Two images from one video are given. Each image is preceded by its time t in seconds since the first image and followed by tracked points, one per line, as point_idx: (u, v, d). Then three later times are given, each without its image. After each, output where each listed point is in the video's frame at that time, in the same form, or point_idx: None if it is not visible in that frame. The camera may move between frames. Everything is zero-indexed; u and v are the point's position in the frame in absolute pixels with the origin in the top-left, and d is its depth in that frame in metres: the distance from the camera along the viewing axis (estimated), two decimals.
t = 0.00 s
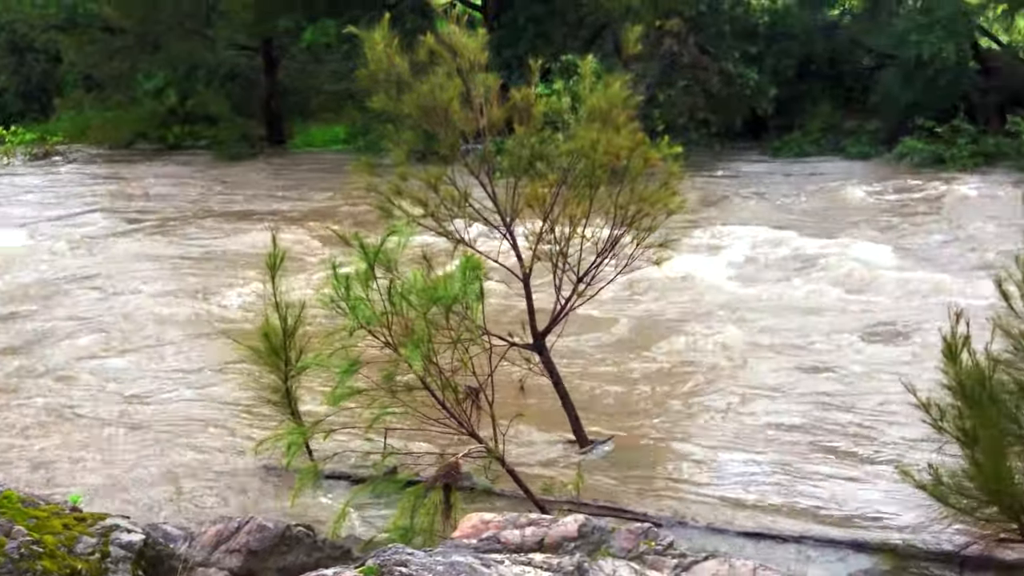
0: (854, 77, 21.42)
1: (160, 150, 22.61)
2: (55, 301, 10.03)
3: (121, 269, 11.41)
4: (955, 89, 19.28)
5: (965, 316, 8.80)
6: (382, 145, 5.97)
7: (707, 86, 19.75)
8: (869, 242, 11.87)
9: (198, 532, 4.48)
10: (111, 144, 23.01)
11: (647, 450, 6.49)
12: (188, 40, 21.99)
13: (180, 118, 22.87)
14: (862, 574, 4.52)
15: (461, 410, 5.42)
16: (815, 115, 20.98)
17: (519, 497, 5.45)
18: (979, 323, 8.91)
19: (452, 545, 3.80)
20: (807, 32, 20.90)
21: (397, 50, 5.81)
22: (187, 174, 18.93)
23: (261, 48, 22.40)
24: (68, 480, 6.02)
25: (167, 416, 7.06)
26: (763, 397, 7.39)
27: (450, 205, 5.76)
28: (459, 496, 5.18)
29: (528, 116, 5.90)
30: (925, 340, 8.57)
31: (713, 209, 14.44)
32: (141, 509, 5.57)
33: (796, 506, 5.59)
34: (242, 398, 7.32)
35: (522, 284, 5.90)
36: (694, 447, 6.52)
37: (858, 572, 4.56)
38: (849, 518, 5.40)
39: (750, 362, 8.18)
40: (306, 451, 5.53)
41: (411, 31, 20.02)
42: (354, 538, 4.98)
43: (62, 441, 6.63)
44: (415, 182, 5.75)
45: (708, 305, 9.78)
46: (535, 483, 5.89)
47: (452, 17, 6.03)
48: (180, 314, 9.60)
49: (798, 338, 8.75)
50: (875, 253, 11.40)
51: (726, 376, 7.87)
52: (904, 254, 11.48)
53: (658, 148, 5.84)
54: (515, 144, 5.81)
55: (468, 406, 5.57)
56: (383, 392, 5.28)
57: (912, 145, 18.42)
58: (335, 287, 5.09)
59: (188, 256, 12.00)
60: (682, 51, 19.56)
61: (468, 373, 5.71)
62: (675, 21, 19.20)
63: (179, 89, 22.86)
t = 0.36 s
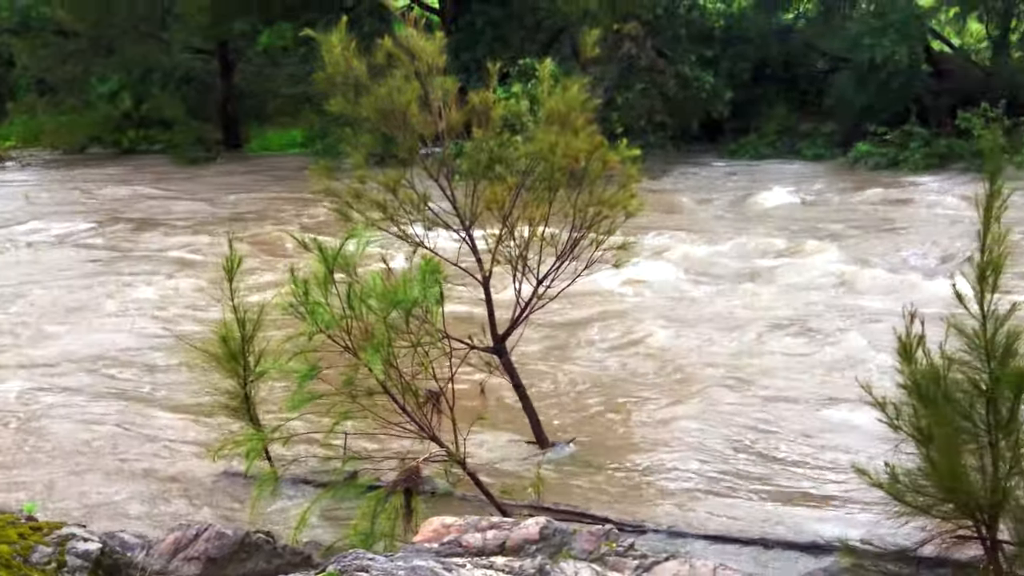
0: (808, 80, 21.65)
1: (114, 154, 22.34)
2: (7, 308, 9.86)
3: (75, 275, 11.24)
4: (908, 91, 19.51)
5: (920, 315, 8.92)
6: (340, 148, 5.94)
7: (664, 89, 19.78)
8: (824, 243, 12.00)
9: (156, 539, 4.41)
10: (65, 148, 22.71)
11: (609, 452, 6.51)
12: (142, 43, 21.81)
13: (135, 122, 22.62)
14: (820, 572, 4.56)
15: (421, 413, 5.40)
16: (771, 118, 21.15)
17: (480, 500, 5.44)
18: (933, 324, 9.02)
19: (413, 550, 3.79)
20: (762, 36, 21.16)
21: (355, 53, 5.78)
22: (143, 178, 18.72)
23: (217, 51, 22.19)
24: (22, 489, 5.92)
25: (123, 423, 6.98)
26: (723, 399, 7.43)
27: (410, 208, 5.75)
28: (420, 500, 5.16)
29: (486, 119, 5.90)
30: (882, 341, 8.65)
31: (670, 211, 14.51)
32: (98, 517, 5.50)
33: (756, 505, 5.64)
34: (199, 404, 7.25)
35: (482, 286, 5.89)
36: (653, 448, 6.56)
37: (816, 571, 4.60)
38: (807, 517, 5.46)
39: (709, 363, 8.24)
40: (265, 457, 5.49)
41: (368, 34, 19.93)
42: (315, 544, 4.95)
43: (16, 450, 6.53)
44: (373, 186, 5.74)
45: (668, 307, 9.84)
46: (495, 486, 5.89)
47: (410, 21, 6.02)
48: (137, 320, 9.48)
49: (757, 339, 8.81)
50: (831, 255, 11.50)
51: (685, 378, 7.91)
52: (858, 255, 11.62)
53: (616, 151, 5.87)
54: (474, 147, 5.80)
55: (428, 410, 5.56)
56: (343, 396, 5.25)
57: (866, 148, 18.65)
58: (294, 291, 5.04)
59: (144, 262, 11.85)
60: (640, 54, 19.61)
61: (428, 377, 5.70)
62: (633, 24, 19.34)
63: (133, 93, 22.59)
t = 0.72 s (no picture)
0: (764, 83, 21.84)
1: (68, 159, 22.05)
2: None
3: (29, 281, 11.08)
4: (862, 94, 19.87)
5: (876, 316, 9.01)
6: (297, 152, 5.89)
7: (622, 93, 19.83)
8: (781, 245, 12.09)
9: (114, 548, 4.35)
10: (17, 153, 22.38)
11: (569, 454, 6.52)
12: (96, 46, 21.47)
13: (89, 126, 22.34)
14: (779, 572, 4.60)
15: (381, 418, 5.37)
16: (728, 121, 21.27)
17: (441, 505, 5.42)
18: (888, 324, 9.12)
19: (374, 556, 3.78)
20: (718, 39, 21.29)
21: (311, 56, 5.74)
22: (97, 183, 18.49)
23: (171, 54, 21.96)
24: None
25: (79, 431, 6.88)
26: (683, 400, 7.46)
27: (368, 212, 5.74)
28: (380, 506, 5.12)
29: (445, 122, 5.89)
30: (838, 341, 8.73)
31: (629, 214, 14.55)
32: (53, 527, 5.41)
33: (717, 506, 5.66)
34: (157, 411, 7.17)
35: (442, 290, 5.86)
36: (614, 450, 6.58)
37: (775, 571, 4.64)
38: (767, 516, 5.49)
39: (667, 365, 8.27)
40: (224, 464, 5.43)
41: (326, 38, 19.83)
42: (274, 552, 4.90)
43: None
44: (331, 190, 5.71)
45: (627, 309, 9.88)
46: (457, 490, 5.87)
47: (367, 24, 5.99)
48: (92, 327, 9.36)
49: (715, 341, 8.86)
50: (788, 255, 11.60)
51: (645, 380, 7.93)
52: (815, 256, 11.73)
53: (575, 153, 5.87)
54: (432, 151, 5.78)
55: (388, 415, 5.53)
56: (302, 402, 5.20)
57: (823, 152, 18.87)
58: (251, 296, 4.99)
59: (100, 267, 11.71)
60: (598, 58, 19.64)
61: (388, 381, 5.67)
62: (591, 28, 19.44)
63: (87, 97, 22.30)
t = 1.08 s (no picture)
0: (720, 87, 22.03)
1: (21, 163, 21.73)
2: None
3: None
4: (817, 97, 19.99)
5: (831, 316, 9.13)
6: (255, 156, 5.85)
7: (580, 96, 19.85)
8: (737, 247, 12.21)
9: (71, 557, 4.33)
10: None
11: (530, 456, 6.54)
12: (49, 50, 21.32)
13: (42, 130, 22.05)
14: (738, 572, 4.64)
15: (341, 423, 5.34)
16: (685, 124, 21.30)
17: (402, 509, 5.41)
18: (843, 324, 9.23)
19: (334, 561, 3.78)
20: (675, 43, 21.43)
21: (268, 59, 5.72)
22: (50, 189, 18.23)
23: (126, 58, 21.74)
24: None
25: (34, 438, 6.80)
26: (641, 402, 7.50)
27: (326, 217, 5.71)
28: (340, 511, 5.09)
29: (403, 126, 5.87)
30: (794, 341, 8.82)
31: (587, 216, 14.59)
32: (7, 536, 5.34)
33: (676, 507, 5.69)
34: (114, 418, 7.11)
35: (401, 295, 5.84)
36: (573, 451, 6.61)
37: (733, 570, 4.69)
38: (725, 516, 5.54)
39: (625, 366, 8.33)
40: (182, 471, 5.38)
41: (282, 41, 19.73)
42: (233, 559, 4.87)
43: None
44: (289, 194, 5.68)
45: (585, 311, 9.92)
46: (418, 494, 5.86)
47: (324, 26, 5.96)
48: (46, 333, 9.25)
49: (674, 342, 8.91)
50: (744, 258, 11.70)
51: (603, 381, 7.98)
52: (770, 257, 11.86)
53: (534, 157, 5.87)
54: (391, 154, 5.77)
55: (348, 419, 5.50)
56: (261, 408, 5.16)
57: (779, 153, 19.03)
58: (208, 301, 4.94)
59: (53, 273, 11.56)
60: (556, 61, 19.68)
61: (348, 385, 5.63)
62: (549, 31, 19.55)
63: (40, 101, 22.01)
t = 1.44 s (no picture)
0: (680, 90, 22.17)
1: None
2: None
3: None
4: (775, 100, 20.23)
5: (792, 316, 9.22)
6: (215, 159, 5.81)
7: (543, 99, 19.93)
8: (699, 249, 12.29)
9: (29, 566, 4.27)
10: None
11: (494, 459, 6.54)
12: (5, 54, 21.01)
13: None
14: (703, 572, 4.67)
15: (304, 428, 5.30)
16: (644, 127, 21.59)
17: (366, 514, 5.39)
18: (804, 324, 9.32)
19: (297, 568, 3.75)
20: (636, 46, 21.51)
21: (228, 63, 5.71)
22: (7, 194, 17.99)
23: (85, 61, 21.49)
24: None
25: None
26: (605, 404, 7.51)
27: (288, 220, 5.68)
28: (304, 517, 5.06)
29: (365, 129, 5.85)
30: (756, 342, 8.90)
31: (550, 219, 14.60)
32: None
33: (640, 507, 5.72)
34: (75, 425, 7.03)
35: (364, 299, 5.81)
36: (538, 453, 6.63)
37: (697, 569, 4.72)
38: (689, 516, 5.58)
39: (589, 367, 8.37)
40: (144, 479, 5.33)
41: (243, 44, 19.62)
42: (196, 566, 4.82)
43: None
44: (250, 198, 5.65)
45: (549, 313, 9.95)
46: (383, 498, 5.84)
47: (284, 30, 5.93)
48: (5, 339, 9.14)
49: (636, 344, 8.94)
50: (705, 260, 11.78)
51: (567, 382, 8.01)
52: (731, 258, 11.96)
53: (496, 160, 5.88)
54: (353, 158, 5.76)
55: (311, 424, 5.47)
56: (223, 414, 5.12)
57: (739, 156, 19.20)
58: (168, 306, 4.89)
59: (11, 279, 11.42)
60: (518, 64, 19.74)
61: (311, 390, 5.60)
62: (511, 35, 19.56)
63: None
